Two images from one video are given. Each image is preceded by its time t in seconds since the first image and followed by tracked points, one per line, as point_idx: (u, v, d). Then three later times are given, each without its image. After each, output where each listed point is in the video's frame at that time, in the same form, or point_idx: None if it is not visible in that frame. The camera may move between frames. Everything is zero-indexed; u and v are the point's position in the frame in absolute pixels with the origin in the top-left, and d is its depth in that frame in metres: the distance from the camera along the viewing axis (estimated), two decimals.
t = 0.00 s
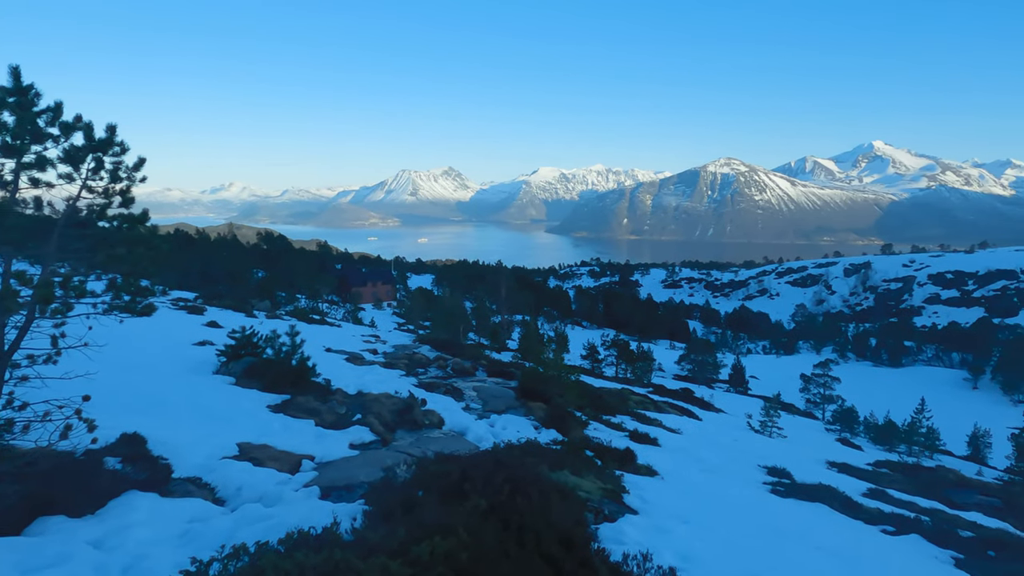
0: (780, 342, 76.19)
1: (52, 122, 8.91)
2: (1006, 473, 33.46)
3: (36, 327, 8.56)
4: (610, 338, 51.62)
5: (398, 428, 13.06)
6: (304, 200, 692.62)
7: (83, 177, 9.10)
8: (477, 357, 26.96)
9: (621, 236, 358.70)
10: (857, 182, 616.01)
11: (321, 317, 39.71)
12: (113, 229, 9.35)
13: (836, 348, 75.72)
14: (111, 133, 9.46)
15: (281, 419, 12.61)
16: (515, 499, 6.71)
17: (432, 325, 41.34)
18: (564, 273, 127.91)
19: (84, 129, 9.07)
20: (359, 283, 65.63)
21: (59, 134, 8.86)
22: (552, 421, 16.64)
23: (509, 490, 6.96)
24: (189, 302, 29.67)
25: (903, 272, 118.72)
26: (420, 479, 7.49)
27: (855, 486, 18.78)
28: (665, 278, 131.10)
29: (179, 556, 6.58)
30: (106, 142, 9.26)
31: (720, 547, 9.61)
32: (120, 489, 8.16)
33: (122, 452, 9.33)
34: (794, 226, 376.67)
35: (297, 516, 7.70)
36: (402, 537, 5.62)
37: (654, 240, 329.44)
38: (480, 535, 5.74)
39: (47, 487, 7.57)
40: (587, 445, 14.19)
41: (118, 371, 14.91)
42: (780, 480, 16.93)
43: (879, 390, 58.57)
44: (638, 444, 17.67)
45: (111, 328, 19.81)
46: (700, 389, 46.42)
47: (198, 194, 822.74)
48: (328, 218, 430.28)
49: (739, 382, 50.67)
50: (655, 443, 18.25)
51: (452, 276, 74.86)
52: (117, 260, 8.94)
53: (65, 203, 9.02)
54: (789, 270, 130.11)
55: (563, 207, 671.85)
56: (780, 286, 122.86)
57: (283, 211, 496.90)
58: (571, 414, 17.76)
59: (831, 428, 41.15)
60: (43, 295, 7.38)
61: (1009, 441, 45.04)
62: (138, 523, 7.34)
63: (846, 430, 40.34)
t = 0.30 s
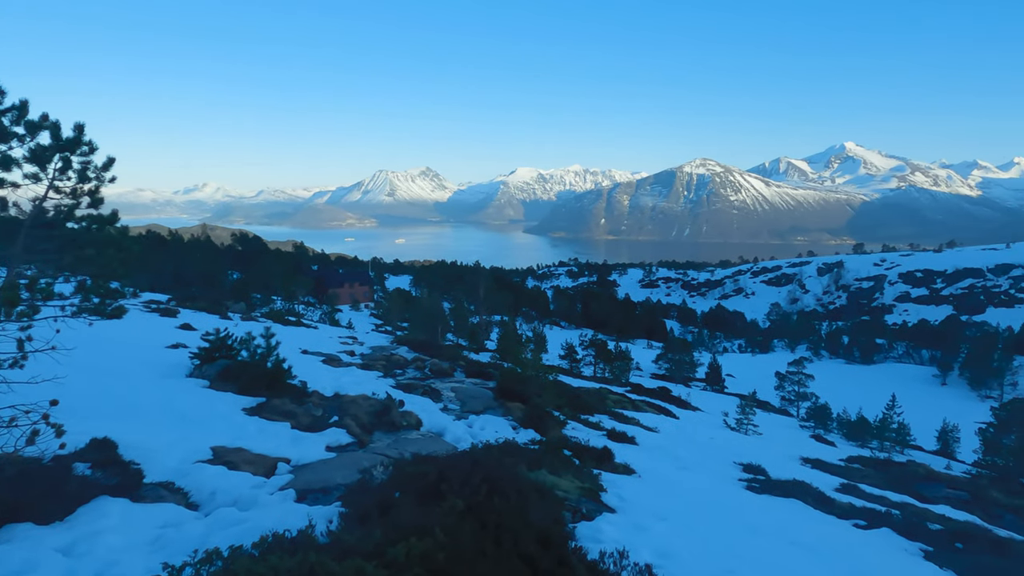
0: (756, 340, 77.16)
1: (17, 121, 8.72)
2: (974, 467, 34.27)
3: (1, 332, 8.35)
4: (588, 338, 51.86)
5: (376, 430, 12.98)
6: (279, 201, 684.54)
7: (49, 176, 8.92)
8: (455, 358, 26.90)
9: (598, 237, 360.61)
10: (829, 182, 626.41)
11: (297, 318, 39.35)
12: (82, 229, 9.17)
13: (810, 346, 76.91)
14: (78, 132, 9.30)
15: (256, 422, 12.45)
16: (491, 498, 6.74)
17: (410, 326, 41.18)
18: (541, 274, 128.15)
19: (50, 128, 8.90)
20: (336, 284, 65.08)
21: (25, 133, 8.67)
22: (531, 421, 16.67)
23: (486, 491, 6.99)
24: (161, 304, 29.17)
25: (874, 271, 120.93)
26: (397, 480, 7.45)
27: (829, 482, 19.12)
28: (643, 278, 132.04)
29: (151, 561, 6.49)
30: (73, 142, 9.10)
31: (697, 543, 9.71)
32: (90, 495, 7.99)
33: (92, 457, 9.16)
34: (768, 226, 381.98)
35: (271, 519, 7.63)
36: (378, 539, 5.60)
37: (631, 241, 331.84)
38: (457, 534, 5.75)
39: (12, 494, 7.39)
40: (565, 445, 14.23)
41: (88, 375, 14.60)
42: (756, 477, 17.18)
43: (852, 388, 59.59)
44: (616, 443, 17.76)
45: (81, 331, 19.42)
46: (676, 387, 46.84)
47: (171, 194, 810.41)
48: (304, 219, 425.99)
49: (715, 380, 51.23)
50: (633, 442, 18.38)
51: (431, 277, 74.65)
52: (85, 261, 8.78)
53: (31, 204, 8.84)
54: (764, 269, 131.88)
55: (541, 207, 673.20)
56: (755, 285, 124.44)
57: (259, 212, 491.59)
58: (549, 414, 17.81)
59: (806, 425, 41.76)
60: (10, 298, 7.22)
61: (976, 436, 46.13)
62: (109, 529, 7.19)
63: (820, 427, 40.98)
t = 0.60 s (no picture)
0: (732, 338, 78.03)
1: None
2: (943, 462, 35.01)
3: None
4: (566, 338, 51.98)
5: (353, 432, 12.90)
6: (254, 201, 676.34)
7: (14, 177, 8.79)
8: (433, 359, 26.84)
9: (576, 237, 361.97)
10: (803, 183, 635.14)
11: (273, 320, 38.97)
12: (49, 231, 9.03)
13: (784, 344, 78.00)
14: (46, 131, 9.16)
15: (230, 425, 12.30)
16: (468, 499, 6.75)
17: (387, 327, 40.97)
18: (520, 274, 128.27)
19: (17, 127, 8.75)
20: (313, 285, 64.56)
21: None
22: (509, 421, 16.68)
23: (463, 491, 7.01)
24: (133, 306, 28.68)
25: (847, 269, 123.00)
26: (374, 482, 7.40)
27: (802, 478, 19.41)
28: (620, 278, 132.85)
29: (122, 568, 6.39)
30: (40, 141, 8.96)
31: (674, 541, 9.79)
32: (59, 501, 7.84)
33: (62, 463, 8.98)
34: (743, 226, 386.59)
35: (246, 523, 7.54)
36: (354, 541, 5.57)
37: (609, 241, 333.65)
38: (434, 535, 5.75)
39: None
40: (543, 445, 14.26)
41: (58, 379, 14.32)
42: (731, 474, 17.40)
43: (825, 385, 60.53)
44: (593, 442, 17.82)
45: (50, 335, 19.02)
46: (654, 386, 47.20)
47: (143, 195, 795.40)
48: (279, 219, 421.41)
49: (692, 379, 51.68)
50: (611, 441, 18.49)
51: (409, 278, 74.38)
52: (53, 262, 8.64)
53: None
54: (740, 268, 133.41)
55: (519, 208, 673.99)
56: (731, 284, 125.85)
57: (233, 212, 485.73)
58: (527, 414, 17.83)
59: (781, 422, 42.32)
60: None
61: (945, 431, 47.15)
62: (79, 536, 7.07)
63: (795, 423, 41.55)
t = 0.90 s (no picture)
0: (707, 337, 78.88)
1: None
2: (912, 456, 35.79)
3: None
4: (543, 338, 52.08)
5: (329, 434, 12.79)
6: (226, 202, 666.84)
7: None
8: (410, 360, 26.71)
9: (552, 237, 363.10)
10: (775, 182, 645.16)
11: (247, 321, 38.40)
12: (14, 233, 8.67)
13: (758, 342, 79.05)
14: (9, 131, 8.88)
15: (203, 429, 12.13)
16: (444, 499, 6.76)
17: (364, 328, 40.69)
18: (497, 274, 128.14)
19: None
20: (288, 287, 63.91)
21: None
22: (486, 421, 16.68)
23: (440, 491, 7.03)
24: (102, 309, 28.12)
25: (819, 268, 125.04)
26: (349, 484, 7.35)
27: (776, 474, 19.68)
28: (597, 277, 133.56)
29: None
30: (3, 141, 8.70)
31: (650, 538, 9.89)
32: (24, 509, 7.66)
33: (28, 470, 8.78)
34: (718, 226, 390.96)
35: (220, 528, 7.45)
36: (329, 543, 5.55)
37: (585, 241, 335.11)
38: (410, 537, 5.74)
39: None
40: (520, 444, 14.28)
41: (23, 385, 13.97)
42: (706, 471, 17.61)
43: (798, 382, 61.46)
44: (570, 441, 17.88)
45: (15, 339, 18.55)
46: (631, 385, 47.52)
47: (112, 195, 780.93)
48: (253, 220, 416.06)
49: (668, 377, 52.13)
50: (588, 440, 18.58)
51: (385, 278, 73.97)
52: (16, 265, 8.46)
53: None
54: (714, 268, 134.89)
55: (495, 208, 673.95)
56: (706, 283, 127.32)
57: (206, 213, 478.81)
58: (504, 414, 17.85)
59: (755, 419, 42.89)
60: None
61: (914, 427, 48.18)
62: (45, 544, 6.91)
63: (769, 420, 42.14)
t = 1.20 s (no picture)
0: (679, 336, 79.71)
1: None
2: (878, 450, 36.65)
3: None
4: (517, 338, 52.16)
5: (302, 437, 12.68)
6: (194, 203, 654.88)
7: None
8: (383, 362, 26.57)
9: (526, 237, 363.78)
10: (745, 182, 654.63)
11: (216, 324, 37.81)
12: None
13: (729, 341, 80.12)
14: None
15: (173, 434, 11.92)
16: (419, 500, 6.75)
17: (337, 330, 40.32)
18: (471, 275, 127.98)
19: None
20: (259, 288, 63.03)
21: None
22: (460, 422, 16.68)
23: (414, 492, 7.02)
24: (65, 313, 27.47)
25: (787, 267, 127.19)
26: (322, 486, 7.28)
27: (747, 469, 20.01)
28: (571, 277, 134.16)
29: None
30: None
31: (624, 535, 9.99)
32: None
33: None
34: (689, 226, 395.78)
35: (189, 533, 7.34)
36: (302, 546, 5.51)
37: (559, 241, 336.40)
38: (384, 538, 5.72)
39: None
40: (494, 444, 14.31)
41: None
42: (679, 468, 17.83)
43: (769, 379, 62.46)
44: (545, 441, 17.93)
45: None
46: (604, 384, 47.87)
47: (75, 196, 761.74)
48: (222, 220, 409.32)
49: (642, 376, 52.60)
50: (562, 439, 18.69)
51: (358, 279, 73.39)
52: None
53: None
54: (686, 267, 136.44)
55: (469, 208, 672.56)
56: (678, 282, 128.69)
57: (174, 215, 470.50)
58: (479, 414, 17.85)
59: (727, 416, 43.50)
60: None
61: (879, 422, 49.34)
62: (8, 554, 6.74)
63: (740, 417, 42.78)
